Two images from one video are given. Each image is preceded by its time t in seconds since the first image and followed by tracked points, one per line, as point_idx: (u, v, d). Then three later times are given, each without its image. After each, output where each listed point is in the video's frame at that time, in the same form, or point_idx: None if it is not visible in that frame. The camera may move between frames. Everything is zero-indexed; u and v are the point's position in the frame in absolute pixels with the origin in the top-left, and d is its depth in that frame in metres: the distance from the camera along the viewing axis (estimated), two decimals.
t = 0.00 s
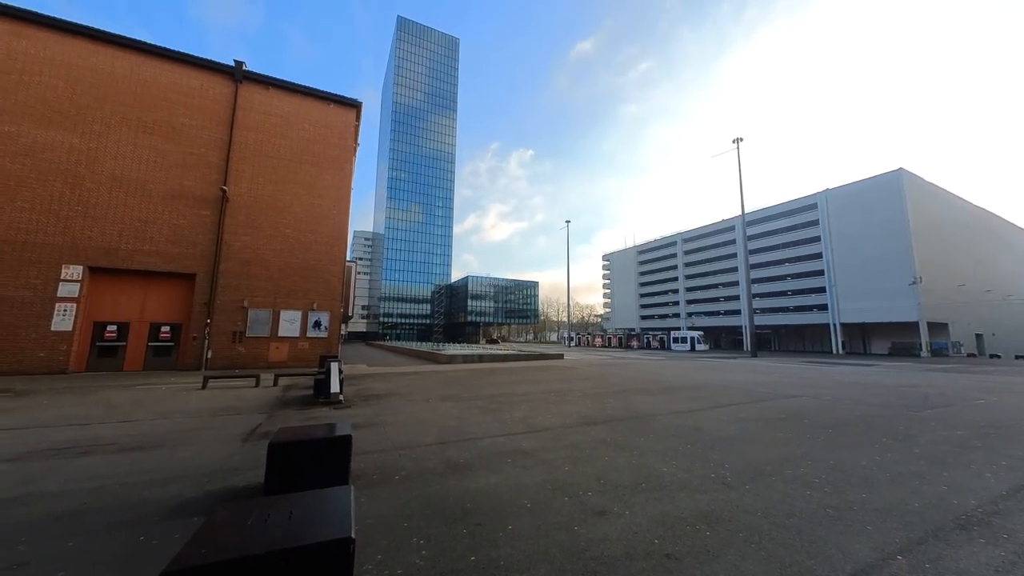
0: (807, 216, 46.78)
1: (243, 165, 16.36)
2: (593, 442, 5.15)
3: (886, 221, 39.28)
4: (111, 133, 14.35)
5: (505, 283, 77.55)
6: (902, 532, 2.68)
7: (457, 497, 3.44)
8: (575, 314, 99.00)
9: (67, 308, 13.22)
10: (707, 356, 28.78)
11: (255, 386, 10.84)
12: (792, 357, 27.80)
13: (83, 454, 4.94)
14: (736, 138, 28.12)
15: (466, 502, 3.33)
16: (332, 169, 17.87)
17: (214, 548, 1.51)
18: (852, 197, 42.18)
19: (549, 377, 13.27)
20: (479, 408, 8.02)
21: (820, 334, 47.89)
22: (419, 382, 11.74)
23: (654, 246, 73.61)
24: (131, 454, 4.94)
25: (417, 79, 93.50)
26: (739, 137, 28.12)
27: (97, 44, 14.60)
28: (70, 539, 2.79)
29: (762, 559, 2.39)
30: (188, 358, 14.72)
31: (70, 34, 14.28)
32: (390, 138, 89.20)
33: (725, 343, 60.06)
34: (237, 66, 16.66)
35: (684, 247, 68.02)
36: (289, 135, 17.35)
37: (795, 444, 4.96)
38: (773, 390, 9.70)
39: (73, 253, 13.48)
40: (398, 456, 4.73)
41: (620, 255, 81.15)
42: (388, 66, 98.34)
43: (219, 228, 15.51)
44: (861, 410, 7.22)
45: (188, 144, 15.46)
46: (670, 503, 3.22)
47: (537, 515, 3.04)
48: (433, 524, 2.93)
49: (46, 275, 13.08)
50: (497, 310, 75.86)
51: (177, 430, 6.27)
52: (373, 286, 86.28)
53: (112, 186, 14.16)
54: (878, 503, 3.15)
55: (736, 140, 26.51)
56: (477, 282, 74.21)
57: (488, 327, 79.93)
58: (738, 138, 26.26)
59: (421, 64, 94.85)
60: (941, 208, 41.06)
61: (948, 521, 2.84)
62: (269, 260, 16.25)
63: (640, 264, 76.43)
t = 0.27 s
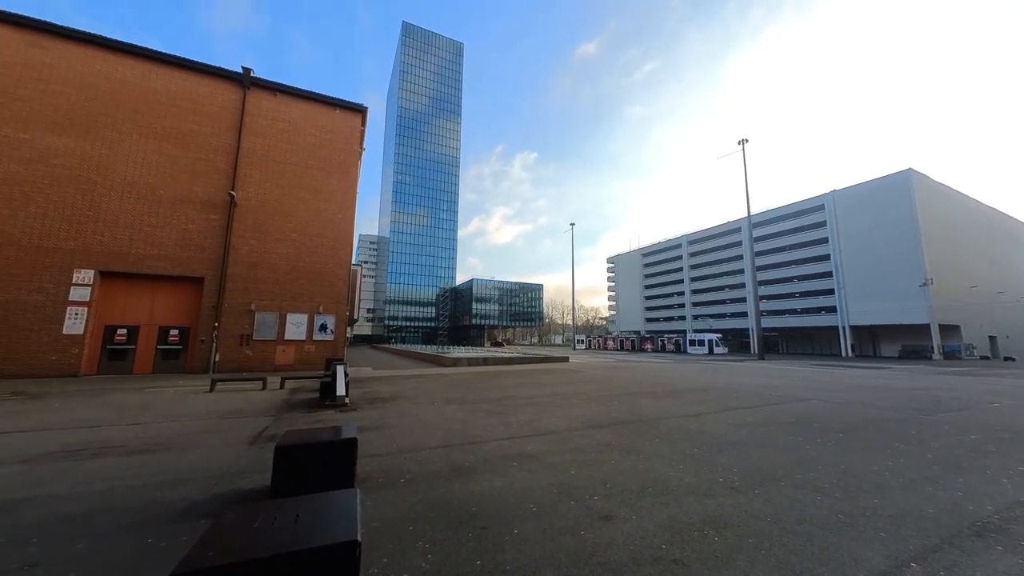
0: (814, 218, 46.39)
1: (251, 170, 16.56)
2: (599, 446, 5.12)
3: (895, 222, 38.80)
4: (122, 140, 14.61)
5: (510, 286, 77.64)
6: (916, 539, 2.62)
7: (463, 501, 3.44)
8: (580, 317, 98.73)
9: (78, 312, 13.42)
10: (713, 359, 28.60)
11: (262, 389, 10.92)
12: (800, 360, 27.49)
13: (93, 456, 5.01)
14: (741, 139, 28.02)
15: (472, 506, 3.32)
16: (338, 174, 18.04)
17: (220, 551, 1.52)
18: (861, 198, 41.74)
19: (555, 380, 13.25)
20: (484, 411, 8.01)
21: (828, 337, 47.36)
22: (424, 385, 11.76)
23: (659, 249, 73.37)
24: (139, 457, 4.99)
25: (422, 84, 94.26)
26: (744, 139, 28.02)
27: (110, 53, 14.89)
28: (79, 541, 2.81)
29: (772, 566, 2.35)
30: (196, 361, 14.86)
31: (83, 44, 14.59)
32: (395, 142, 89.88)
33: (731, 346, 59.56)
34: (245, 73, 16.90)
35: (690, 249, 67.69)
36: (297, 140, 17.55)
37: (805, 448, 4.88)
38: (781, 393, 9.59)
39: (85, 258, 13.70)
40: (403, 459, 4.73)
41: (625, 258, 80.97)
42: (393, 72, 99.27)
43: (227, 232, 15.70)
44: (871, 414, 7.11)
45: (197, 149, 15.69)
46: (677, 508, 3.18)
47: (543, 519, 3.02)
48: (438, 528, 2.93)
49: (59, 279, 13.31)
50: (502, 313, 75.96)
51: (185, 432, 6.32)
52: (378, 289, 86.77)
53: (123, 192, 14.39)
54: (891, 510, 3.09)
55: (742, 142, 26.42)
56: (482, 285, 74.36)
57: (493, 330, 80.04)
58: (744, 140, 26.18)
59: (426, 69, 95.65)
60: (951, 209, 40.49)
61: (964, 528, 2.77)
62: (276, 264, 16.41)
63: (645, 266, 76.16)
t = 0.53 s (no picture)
0: (823, 219, 45.92)
1: (259, 176, 16.78)
2: (606, 450, 5.08)
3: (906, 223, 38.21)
4: (135, 147, 14.90)
5: (515, 289, 77.69)
6: (932, 547, 2.57)
7: (470, 505, 3.43)
8: (586, 320, 98.36)
9: (91, 316, 13.66)
10: (721, 362, 28.33)
11: (270, 393, 11.00)
12: (810, 363, 27.12)
13: (106, 459, 5.08)
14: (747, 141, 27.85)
15: (479, 511, 3.31)
16: (345, 179, 18.22)
17: (230, 555, 1.53)
18: (870, 199, 41.22)
19: (561, 383, 13.19)
20: (491, 415, 8.00)
21: (838, 340, 46.67)
22: (430, 388, 11.79)
23: (665, 252, 73.04)
24: (151, 460, 5.06)
25: (427, 89, 95.14)
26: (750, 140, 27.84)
27: (123, 62, 15.23)
28: (90, 543, 2.85)
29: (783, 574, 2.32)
30: (206, 365, 15.04)
31: (98, 54, 14.94)
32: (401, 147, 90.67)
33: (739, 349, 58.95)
34: (254, 81, 17.18)
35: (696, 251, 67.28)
36: (304, 146, 17.78)
37: (816, 453, 4.80)
38: (791, 397, 9.45)
39: (98, 263, 13.96)
40: (410, 463, 4.74)
41: (631, 261, 80.66)
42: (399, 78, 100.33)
43: (236, 237, 15.91)
44: (885, 418, 6.99)
45: (207, 156, 15.95)
46: (686, 514, 3.15)
47: (550, 525, 3.00)
48: (445, 533, 2.92)
49: (74, 284, 13.58)
50: (508, 316, 75.98)
51: (195, 436, 6.39)
52: (384, 293, 87.28)
53: (136, 198, 14.66)
54: (906, 517, 3.03)
55: (749, 144, 26.28)
56: (487, 288, 74.50)
57: (498, 333, 80.04)
58: (750, 142, 26.04)
59: (431, 74, 96.55)
60: (964, 209, 39.80)
61: (981, 537, 2.71)
62: (284, 268, 16.58)
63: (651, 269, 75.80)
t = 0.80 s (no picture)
0: (834, 221, 45.29)
1: (270, 183, 17.05)
2: (615, 456, 5.03)
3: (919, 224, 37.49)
4: (150, 156, 15.26)
5: (522, 293, 77.66)
6: (952, 558, 2.49)
7: (478, 511, 3.42)
8: (593, 324, 97.85)
9: (107, 322, 13.95)
10: (731, 366, 27.98)
11: (279, 397, 11.10)
12: (822, 368, 26.65)
13: (120, 463, 5.16)
14: (756, 143, 27.52)
15: (487, 517, 3.30)
16: (353, 185, 18.44)
17: (240, 561, 1.54)
18: (882, 200, 40.58)
19: (568, 388, 13.12)
20: (498, 420, 7.97)
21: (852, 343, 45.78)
22: (438, 393, 11.79)
23: (673, 254, 72.55)
24: (164, 464, 5.14)
25: (434, 96, 96.06)
26: (759, 142, 27.51)
27: (140, 74, 15.65)
28: (105, 546, 2.89)
29: None
30: (217, 369, 15.25)
31: (115, 67, 15.36)
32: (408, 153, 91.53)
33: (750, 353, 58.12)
34: (265, 90, 17.51)
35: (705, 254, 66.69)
36: (313, 152, 18.04)
37: (831, 460, 4.70)
38: (804, 403, 9.27)
39: (113, 270, 14.27)
40: (418, 469, 4.74)
41: (638, 264, 80.21)
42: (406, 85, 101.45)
43: (248, 244, 16.17)
44: (902, 424, 6.81)
45: (219, 164, 16.26)
46: (696, 522, 3.10)
47: (559, 532, 2.98)
48: (453, 539, 2.91)
49: (90, 290, 13.89)
50: (515, 320, 75.92)
51: (207, 440, 6.47)
52: (392, 297, 87.86)
53: (150, 206, 14.99)
54: (924, 527, 2.95)
55: (757, 146, 26.05)
56: (494, 292, 74.64)
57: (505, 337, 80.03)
58: (759, 144, 25.79)
59: (438, 81, 97.50)
60: (980, 209, 38.93)
61: (1005, 548, 2.62)
62: (293, 274, 16.79)
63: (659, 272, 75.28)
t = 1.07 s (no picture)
0: (849, 222, 44.41)
1: (282, 190, 17.38)
2: (626, 463, 4.97)
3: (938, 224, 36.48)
4: (168, 166, 15.69)
5: (531, 297, 77.60)
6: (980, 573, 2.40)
7: (488, 517, 3.40)
8: (603, 328, 97.13)
9: (127, 327, 14.32)
10: (743, 371, 27.52)
11: (291, 401, 11.24)
12: (839, 373, 26.00)
13: (138, 466, 5.27)
14: (767, 144, 27.11)
15: (497, 524, 3.28)
16: (364, 191, 18.70)
17: (253, 566, 1.56)
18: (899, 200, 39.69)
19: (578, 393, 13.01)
20: (508, 425, 7.94)
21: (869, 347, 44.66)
22: (447, 397, 11.81)
23: (683, 257, 71.83)
24: (180, 467, 5.23)
25: (442, 102, 97.11)
26: (770, 144, 27.07)
27: (158, 87, 16.14)
28: (123, 549, 2.95)
29: None
30: (231, 373, 15.51)
31: (135, 80, 15.87)
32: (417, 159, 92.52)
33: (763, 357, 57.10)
34: (278, 99, 17.91)
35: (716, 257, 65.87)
36: (325, 160, 18.35)
37: (850, 468, 4.57)
38: (821, 408, 9.04)
39: (132, 276, 14.66)
40: (428, 474, 4.74)
41: (648, 267, 79.57)
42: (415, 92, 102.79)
43: (261, 250, 16.48)
44: (924, 431, 6.59)
45: (234, 172, 16.64)
46: (711, 531, 3.04)
47: (570, 540, 2.95)
48: (463, 546, 2.90)
49: (110, 297, 14.28)
50: (524, 324, 75.85)
51: (221, 444, 6.58)
52: (402, 302, 88.63)
53: (168, 214, 15.39)
54: (950, 539, 2.84)
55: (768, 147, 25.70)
56: (503, 296, 74.76)
57: (514, 342, 79.95)
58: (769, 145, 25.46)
59: (446, 88, 98.66)
60: (1003, 209, 37.75)
61: None
62: (305, 279, 17.04)
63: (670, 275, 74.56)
